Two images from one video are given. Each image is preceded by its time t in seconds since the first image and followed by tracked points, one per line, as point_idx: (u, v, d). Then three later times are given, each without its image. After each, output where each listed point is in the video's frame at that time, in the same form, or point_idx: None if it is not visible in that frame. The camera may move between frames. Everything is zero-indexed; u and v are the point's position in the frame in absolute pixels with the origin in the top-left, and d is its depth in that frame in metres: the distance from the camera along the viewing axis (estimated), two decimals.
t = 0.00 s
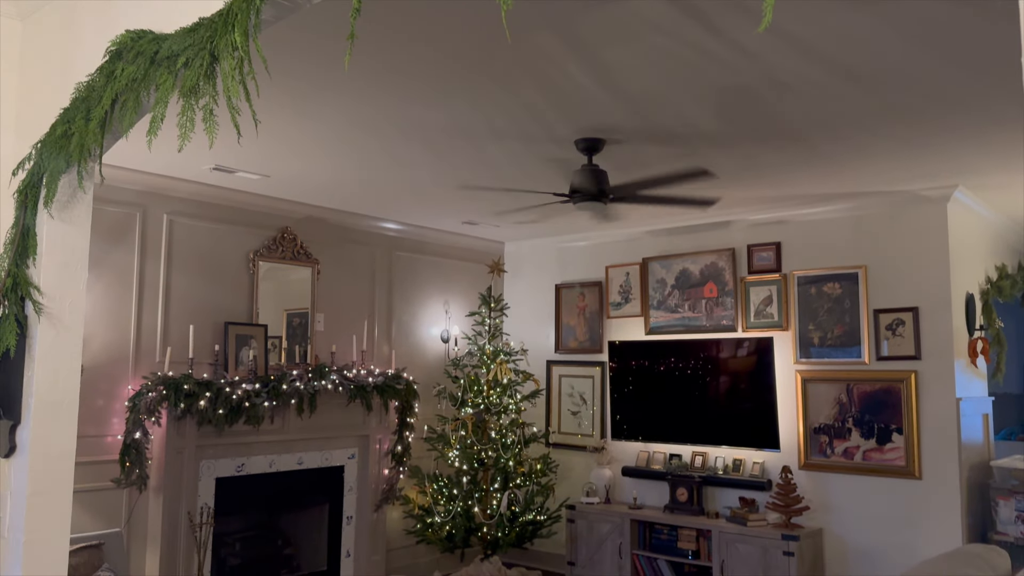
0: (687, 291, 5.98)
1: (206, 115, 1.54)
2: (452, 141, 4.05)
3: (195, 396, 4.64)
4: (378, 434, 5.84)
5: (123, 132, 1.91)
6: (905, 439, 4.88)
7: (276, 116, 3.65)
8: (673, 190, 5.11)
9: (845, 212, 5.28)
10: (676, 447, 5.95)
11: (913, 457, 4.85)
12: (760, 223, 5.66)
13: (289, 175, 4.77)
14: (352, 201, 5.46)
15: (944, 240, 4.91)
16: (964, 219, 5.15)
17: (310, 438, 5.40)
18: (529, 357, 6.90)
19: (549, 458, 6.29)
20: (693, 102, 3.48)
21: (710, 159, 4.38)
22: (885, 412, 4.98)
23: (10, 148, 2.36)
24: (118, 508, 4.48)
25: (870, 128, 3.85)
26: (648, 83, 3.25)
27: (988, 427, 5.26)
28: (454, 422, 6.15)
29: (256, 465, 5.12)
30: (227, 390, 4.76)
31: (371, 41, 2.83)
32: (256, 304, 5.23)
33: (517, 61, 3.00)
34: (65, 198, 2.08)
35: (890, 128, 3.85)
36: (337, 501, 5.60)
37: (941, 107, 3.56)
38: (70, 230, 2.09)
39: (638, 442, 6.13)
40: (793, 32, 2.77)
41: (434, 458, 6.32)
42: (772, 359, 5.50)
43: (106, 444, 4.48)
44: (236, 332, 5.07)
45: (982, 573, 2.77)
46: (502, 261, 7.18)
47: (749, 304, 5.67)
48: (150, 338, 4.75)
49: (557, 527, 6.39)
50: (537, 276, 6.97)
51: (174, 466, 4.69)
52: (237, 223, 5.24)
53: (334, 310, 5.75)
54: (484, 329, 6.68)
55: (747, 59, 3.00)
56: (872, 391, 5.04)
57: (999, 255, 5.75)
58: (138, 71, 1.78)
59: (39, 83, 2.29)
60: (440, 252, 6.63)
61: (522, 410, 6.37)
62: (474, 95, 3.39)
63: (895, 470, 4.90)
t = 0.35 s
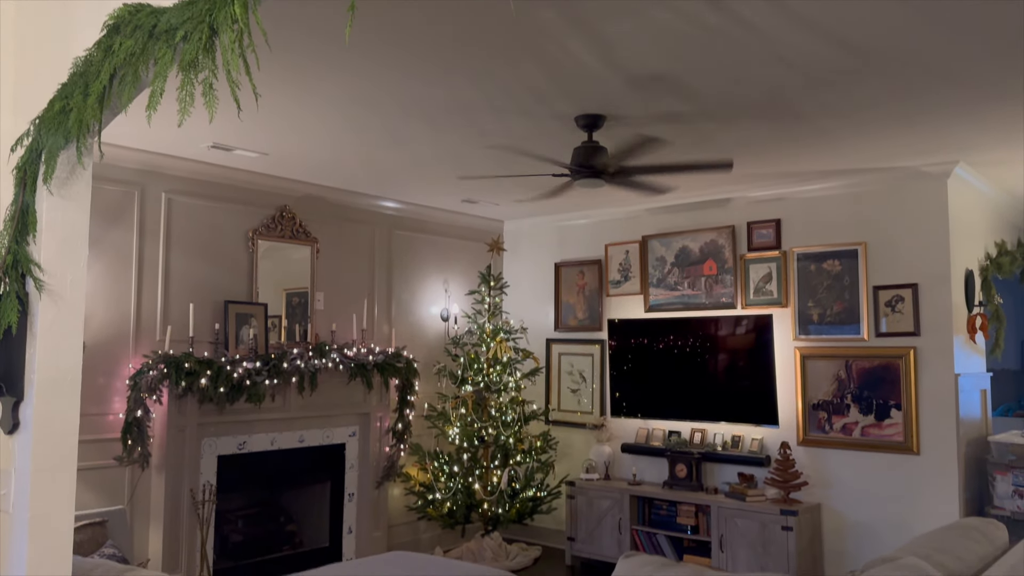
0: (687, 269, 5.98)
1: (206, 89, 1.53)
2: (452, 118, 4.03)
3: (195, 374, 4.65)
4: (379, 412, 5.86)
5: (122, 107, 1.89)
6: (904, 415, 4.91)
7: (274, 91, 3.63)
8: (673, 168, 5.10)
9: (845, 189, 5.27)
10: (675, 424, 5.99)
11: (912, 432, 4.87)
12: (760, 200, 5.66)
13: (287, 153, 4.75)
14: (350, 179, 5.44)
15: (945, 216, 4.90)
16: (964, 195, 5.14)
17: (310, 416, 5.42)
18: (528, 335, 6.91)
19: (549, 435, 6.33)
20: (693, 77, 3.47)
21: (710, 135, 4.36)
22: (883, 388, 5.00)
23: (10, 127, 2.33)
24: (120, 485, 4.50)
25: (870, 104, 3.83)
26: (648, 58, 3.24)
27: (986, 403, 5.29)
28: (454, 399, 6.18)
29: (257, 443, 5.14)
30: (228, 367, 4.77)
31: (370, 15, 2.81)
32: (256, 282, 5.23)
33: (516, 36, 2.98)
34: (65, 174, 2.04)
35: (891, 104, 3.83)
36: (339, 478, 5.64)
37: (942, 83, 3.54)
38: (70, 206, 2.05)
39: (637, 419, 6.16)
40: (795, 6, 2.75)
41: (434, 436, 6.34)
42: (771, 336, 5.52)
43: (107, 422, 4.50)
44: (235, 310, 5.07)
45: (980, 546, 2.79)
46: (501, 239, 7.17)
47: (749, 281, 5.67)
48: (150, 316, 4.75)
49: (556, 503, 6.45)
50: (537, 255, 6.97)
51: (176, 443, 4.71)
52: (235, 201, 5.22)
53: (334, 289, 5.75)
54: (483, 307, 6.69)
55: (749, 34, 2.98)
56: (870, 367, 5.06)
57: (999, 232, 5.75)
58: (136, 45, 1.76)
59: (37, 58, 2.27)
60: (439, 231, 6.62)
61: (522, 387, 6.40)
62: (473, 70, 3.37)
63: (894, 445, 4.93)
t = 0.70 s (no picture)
0: (686, 249, 5.97)
1: (203, 65, 1.48)
2: (451, 95, 4.00)
3: (195, 354, 4.65)
4: (378, 392, 5.88)
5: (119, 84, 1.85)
6: (903, 393, 4.92)
7: (272, 68, 3.60)
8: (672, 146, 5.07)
9: (846, 167, 5.26)
10: (673, 403, 6.01)
11: (912, 410, 4.89)
12: (760, 178, 5.64)
13: (285, 132, 4.72)
14: (349, 159, 5.41)
15: (945, 194, 4.88)
16: (964, 173, 5.13)
17: (311, 396, 5.43)
18: (528, 315, 6.92)
19: (548, 415, 6.35)
20: (694, 54, 3.44)
21: (710, 113, 4.34)
22: (883, 366, 5.01)
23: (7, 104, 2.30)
24: (121, 465, 4.51)
25: (872, 81, 3.81)
26: (649, 35, 3.21)
27: (984, 381, 5.30)
28: (453, 380, 6.19)
29: (258, 423, 5.15)
30: (228, 348, 4.78)
31: None
32: (254, 262, 5.22)
33: (516, 12, 2.95)
34: (61, 152, 2.01)
35: (893, 81, 3.81)
36: (339, 458, 5.66)
37: (945, 60, 3.52)
38: (68, 184, 2.03)
39: (636, 398, 6.18)
40: None
41: (434, 416, 6.36)
42: (770, 316, 5.52)
43: (108, 403, 4.50)
44: (234, 291, 5.07)
45: (979, 521, 2.82)
46: (500, 220, 7.15)
47: (748, 260, 5.66)
48: (149, 297, 4.74)
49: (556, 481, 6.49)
50: (536, 235, 6.96)
51: (176, 424, 4.72)
52: (233, 181, 5.20)
53: (333, 270, 5.74)
54: (482, 288, 6.68)
55: (750, 9, 2.96)
56: (869, 346, 5.07)
57: (999, 210, 5.74)
58: (132, 20, 1.70)
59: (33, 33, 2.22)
60: (438, 211, 6.60)
61: (521, 367, 6.42)
62: (472, 47, 3.34)
63: (893, 423, 4.95)
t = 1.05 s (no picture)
0: (685, 227, 5.95)
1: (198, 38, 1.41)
2: (448, 71, 3.96)
3: (194, 333, 4.65)
4: (377, 371, 5.89)
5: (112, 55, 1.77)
6: (901, 370, 4.93)
7: (268, 44, 3.56)
8: (672, 122, 5.03)
9: (846, 143, 5.23)
10: (672, 381, 6.02)
11: (910, 387, 4.90)
12: (760, 156, 5.61)
13: (282, 109, 4.69)
14: (346, 137, 5.37)
15: (945, 171, 4.86)
16: (965, 150, 5.10)
17: (310, 375, 5.43)
18: (527, 294, 6.91)
19: (547, 393, 6.37)
20: (694, 29, 3.40)
21: (710, 88, 4.30)
22: (882, 343, 5.01)
23: None
24: (121, 443, 4.51)
25: (874, 56, 3.77)
26: (649, 9, 3.17)
27: (983, 358, 5.31)
28: (452, 358, 6.20)
29: (258, 401, 5.15)
30: (226, 327, 4.77)
31: None
32: (252, 241, 5.19)
33: None
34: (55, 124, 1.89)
35: (895, 56, 3.77)
36: (339, 436, 5.67)
37: (947, 35, 3.48)
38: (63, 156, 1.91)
39: (635, 376, 6.19)
40: None
41: (434, 394, 6.37)
42: (769, 293, 5.51)
43: (107, 381, 4.49)
44: (232, 270, 5.05)
45: (977, 496, 2.82)
46: (499, 199, 7.12)
47: (748, 238, 5.65)
48: (147, 276, 4.72)
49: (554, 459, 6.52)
50: (534, 214, 6.93)
51: (176, 402, 4.72)
52: (230, 159, 5.17)
53: (332, 249, 5.73)
54: (481, 267, 6.67)
55: None
56: (869, 323, 5.07)
57: (999, 187, 5.72)
58: None
59: None
60: (436, 190, 6.57)
61: (520, 346, 6.42)
62: (470, 22, 3.30)
63: (891, 400, 4.97)
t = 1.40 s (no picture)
0: (685, 206, 5.93)
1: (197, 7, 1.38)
2: (446, 48, 3.92)
3: (193, 313, 4.64)
4: (377, 351, 5.88)
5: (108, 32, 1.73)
6: (900, 348, 4.93)
7: (262, 21, 3.52)
8: (672, 101, 5.00)
9: (846, 121, 5.20)
10: (671, 360, 6.02)
11: (909, 365, 4.91)
12: (760, 134, 5.58)
13: (278, 88, 4.66)
14: (343, 115, 5.33)
15: (946, 149, 4.83)
16: (966, 127, 5.07)
17: (309, 355, 5.43)
18: (526, 274, 6.90)
19: (546, 373, 6.38)
20: (694, 4, 3.37)
21: (710, 65, 4.27)
22: (881, 321, 5.01)
23: None
24: (121, 423, 4.51)
25: (875, 33, 3.74)
26: None
27: (982, 337, 5.31)
28: (452, 339, 6.20)
29: (257, 381, 5.16)
30: (225, 307, 4.77)
31: None
32: (250, 221, 5.18)
33: None
34: (49, 103, 1.83)
35: (897, 33, 3.74)
36: (339, 416, 5.69)
37: (949, 11, 3.45)
38: (58, 137, 1.85)
39: (634, 356, 6.20)
40: None
41: (433, 374, 6.38)
42: (768, 273, 5.51)
43: (106, 361, 4.49)
44: (231, 250, 5.04)
45: (976, 473, 2.83)
46: (498, 178, 7.09)
47: (747, 217, 5.63)
48: (144, 256, 4.71)
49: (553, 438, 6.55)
50: (534, 193, 6.90)
51: (175, 382, 4.73)
52: (227, 139, 5.14)
53: (330, 229, 5.70)
54: (480, 247, 6.66)
55: None
56: (868, 302, 5.06)
57: (1000, 165, 5.68)
58: None
59: None
60: (435, 169, 6.54)
61: (519, 326, 6.42)
62: None
63: (890, 378, 4.97)
